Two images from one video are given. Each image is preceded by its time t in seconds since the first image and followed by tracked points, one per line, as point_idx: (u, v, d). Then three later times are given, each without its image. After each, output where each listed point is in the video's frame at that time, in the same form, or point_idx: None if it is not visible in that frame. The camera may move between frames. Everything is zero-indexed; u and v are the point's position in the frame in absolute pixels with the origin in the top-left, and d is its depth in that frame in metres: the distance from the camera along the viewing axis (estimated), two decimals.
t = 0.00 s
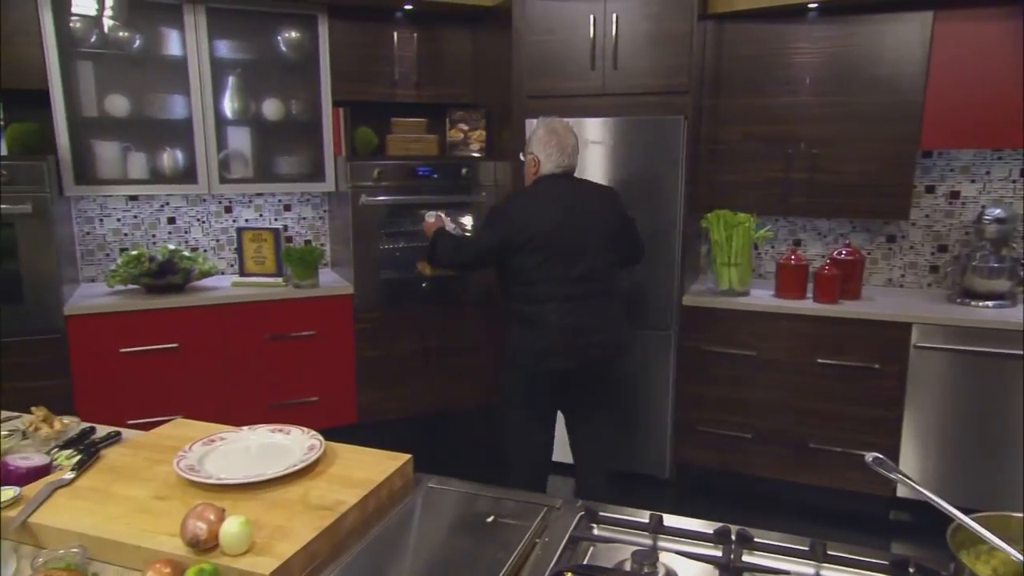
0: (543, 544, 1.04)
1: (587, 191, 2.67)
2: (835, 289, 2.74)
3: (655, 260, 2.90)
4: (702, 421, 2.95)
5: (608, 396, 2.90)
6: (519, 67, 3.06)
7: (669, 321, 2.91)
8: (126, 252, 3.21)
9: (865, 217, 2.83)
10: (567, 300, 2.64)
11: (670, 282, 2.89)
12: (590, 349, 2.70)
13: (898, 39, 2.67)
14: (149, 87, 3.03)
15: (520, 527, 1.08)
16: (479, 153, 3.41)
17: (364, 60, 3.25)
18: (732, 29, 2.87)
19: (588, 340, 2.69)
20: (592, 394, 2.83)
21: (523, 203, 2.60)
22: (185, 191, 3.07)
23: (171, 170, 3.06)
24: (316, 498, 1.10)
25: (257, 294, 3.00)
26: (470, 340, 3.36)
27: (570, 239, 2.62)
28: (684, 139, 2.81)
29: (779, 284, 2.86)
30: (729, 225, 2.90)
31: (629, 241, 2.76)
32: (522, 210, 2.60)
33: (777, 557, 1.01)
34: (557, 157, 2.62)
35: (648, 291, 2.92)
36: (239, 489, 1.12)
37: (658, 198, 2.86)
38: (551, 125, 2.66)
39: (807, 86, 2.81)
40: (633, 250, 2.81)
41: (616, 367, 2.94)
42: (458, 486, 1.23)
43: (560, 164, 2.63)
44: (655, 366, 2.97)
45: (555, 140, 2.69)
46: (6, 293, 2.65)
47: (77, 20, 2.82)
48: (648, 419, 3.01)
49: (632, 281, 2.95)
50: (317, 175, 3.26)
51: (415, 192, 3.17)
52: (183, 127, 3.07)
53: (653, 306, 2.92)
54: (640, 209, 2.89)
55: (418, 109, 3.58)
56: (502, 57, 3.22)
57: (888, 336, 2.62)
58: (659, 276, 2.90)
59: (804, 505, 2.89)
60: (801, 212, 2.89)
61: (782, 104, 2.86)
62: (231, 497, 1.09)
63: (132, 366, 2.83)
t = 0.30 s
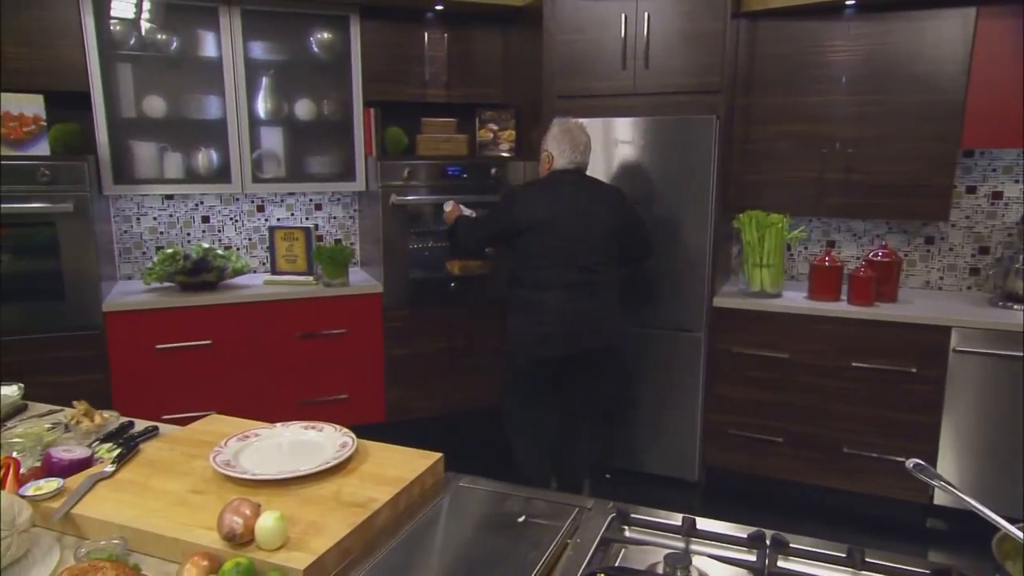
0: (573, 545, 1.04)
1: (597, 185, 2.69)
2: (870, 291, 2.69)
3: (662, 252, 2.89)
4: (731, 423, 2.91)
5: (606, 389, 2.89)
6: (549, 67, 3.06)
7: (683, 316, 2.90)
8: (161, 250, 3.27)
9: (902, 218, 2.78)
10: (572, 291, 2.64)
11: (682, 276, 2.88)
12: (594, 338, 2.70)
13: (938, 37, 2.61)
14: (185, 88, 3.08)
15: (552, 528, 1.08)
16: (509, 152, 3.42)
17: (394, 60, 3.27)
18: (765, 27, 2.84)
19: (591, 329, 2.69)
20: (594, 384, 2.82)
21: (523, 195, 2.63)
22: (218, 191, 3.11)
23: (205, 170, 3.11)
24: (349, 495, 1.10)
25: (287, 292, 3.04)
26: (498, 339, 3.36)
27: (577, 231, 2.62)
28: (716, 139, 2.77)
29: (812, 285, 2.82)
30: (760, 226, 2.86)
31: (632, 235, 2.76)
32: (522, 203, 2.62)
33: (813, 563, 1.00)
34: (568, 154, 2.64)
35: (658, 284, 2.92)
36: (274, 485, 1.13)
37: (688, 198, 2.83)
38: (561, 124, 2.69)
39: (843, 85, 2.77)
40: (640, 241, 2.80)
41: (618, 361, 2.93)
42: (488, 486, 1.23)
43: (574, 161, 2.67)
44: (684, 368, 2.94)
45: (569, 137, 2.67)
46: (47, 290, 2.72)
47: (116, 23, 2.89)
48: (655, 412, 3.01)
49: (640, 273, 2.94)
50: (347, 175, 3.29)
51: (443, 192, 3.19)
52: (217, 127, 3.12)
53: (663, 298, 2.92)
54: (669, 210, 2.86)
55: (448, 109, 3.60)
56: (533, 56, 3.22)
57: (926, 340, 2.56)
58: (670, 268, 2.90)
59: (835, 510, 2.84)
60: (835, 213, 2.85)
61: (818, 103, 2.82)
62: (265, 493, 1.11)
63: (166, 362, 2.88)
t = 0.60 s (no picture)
0: (594, 545, 1.04)
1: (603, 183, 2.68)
2: (895, 292, 2.66)
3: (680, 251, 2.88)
4: (751, 424, 2.89)
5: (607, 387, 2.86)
6: (570, 66, 3.05)
7: (702, 315, 2.88)
8: (185, 248, 3.31)
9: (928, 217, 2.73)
10: (582, 290, 2.63)
11: (699, 275, 2.86)
12: (602, 336, 2.70)
13: (967, 34, 2.57)
14: (208, 87, 3.11)
15: (572, 528, 1.08)
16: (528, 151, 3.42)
17: (415, 58, 3.27)
18: (789, 25, 2.82)
19: (598, 327, 2.69)
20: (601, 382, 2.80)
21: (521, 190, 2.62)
22: (241, 189, 3.15)
23: (227, 168, 3.14)
24: (371, 492, 1.11)
25: (307, 289, 3.06)
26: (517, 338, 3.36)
27: (586, 231, 2.61)
28: (738, 137, 2.74)
29: (835, 286, 2.79)
30: (782, 225, 2.84)
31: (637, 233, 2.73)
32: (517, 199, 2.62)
33: (837, 566, 0.99)
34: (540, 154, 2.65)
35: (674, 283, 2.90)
36: (296, 481, 1.14)
37: (709, 197, 2.81)
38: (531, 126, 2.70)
39: (868, 83, 2.73)
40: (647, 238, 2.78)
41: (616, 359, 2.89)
42: (509, 484, 1.23)
43: (545, 161, 2.66)
44: (704, 368, 2.92)
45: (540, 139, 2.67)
46: (74, 286, 2.76)
47: (142, 23, 2.93)
48: (673, 412, 2.99)
49: (660, 272, 2.92)
50: (367, 173, 3.31)
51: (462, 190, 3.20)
52: (240, 126, 3.15)
53: (678, 296, 2.91)
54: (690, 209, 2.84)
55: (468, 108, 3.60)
56: (553, 55, 3.21)
57: (952, 341, 2.52)
58: (687, 267, 2.88)
59: (858, 513, 2.80)
60: (858, 213, 2.81)
61: (842, 101, 2.79)
62: (288, 489, 1.12)
63: (188, 358, 2.91)
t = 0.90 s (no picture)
0: (611, 543, 1.03)
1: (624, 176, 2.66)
2: (915, 290, 2.63)
3: (696, 249, 2.86)
4: (768, 423, 2.87)
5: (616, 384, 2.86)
6: (587, 62, 3.04)
7: (719, 313, 2.87)
8: (203, 244, 3.34)
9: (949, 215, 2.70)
10: (586, 286, 2.63)
11: (716, 272, 2.85)
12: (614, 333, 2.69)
13: (993, 28, 2.53)
14: (226, 84, 3.14)
15: (589, 525, 1.08)
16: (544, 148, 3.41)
17: (431, 55, 3.28)
18: (809, 19, 2.79)
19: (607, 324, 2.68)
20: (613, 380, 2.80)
21: (525, 188, 2.63)
22: (258, 186, 3.16)
23: (245, 165, 3.16)
24: (388, 488, 1.11)
25: (323, 285, 3.07)
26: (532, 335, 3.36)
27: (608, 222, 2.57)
28: (756, 133, 2.72)
29: (854, 284, 2.76)
30: (800, 223, 2.81)
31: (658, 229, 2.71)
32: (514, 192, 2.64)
33: (856, 565, 0.98)
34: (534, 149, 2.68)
35: (691, 281, 2.88)
36: (314, 476, 1.15)
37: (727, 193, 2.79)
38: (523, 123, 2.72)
39: (889, 78, 2.70)
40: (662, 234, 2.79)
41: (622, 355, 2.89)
42: (526, 481, 1.23)
43: (539, 156, 2.69)
44: (721, 367, 2.90)
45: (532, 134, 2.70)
46: (95, 282, 2.79)
47: (160, 21, 2.96)
48: (689, 411, 2.98)
49: (675, 269, 2.90)
50: (383, 170, 3.31)
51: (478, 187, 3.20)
52: (257, 123, 3.17)
53: (694, 295, 2.89)
54: (707, 205, 2.82)
55: (484, 105, 3.60)
56: (570, 51, 3.20)
57: (974, 341, 2.49)
58: (703, 264, 2.86)
59: (876, 514, 2.78)
60: (878, 210, 2.78)
61: (863, 97, 2.75)
62: (306, 484, 1.12)
63: (206, 354, 2.94)
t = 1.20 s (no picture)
0: (620, 540, 1.03)
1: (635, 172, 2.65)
2: (926, 288, 2.61)
3: (705, 246, 2.85)
4: (777, 421, 2.86)
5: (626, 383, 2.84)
6: (596, 59, 3.03)
7: (728, 311, 2.86)
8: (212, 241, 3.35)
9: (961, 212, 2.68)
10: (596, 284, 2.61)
11: (725, 269, 2.84)
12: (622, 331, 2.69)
13: (1006, 24, 2.51)
14: (235, 81, 3.14)
15: (599, 522, 1.07)
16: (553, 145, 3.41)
17: (441, 53, 3.28)
18: (820, 15, 2.78)
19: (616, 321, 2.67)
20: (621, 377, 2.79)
21: (536, 187, 2.61)
22: (267, 182, 3.17)
23: (254, 162, 3.17)
24: (398, 484, 1.11)
25: (332, 282, 3.08)
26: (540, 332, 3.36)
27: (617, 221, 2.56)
28: (766, 130, 2.71)
29: (864, 282, 2.75)
30: (811, 220, 2.80)
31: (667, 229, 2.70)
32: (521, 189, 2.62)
33: (869, 565, 0.98)
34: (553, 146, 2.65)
35: (701, 279, 2.88)
36: (324, 472, 1.15)
37: (736, 190, 2.78)
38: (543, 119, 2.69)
39: (901, 75, 2.68)
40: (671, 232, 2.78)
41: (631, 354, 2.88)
42: (535, 477, 1.23)
43: (556, 153, 2.65)
44: (730, 365, 2.89)
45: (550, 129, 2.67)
46: (105, 278, 2.80)
47: (171, 18, 2.96)
48: (697, 408, 2.98)
49: (684, 267, 2.90)
50: (391, 167, 3.32)
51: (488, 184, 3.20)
52: (266, 120, 3.17)
53: (704, 293, 2.88)
54: (716, 202, 2.81)
55: (493, 102, 3.59)
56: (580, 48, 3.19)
57: (986, 340, 2.48)
58: (713, 261, 2.85)
59: (885, 513, 2.77)
60: (889, 207, 2.75)
61: (875, 94, 2.74)
62: (316, 480, 1.13)
63: (216, 350, 2.95)
